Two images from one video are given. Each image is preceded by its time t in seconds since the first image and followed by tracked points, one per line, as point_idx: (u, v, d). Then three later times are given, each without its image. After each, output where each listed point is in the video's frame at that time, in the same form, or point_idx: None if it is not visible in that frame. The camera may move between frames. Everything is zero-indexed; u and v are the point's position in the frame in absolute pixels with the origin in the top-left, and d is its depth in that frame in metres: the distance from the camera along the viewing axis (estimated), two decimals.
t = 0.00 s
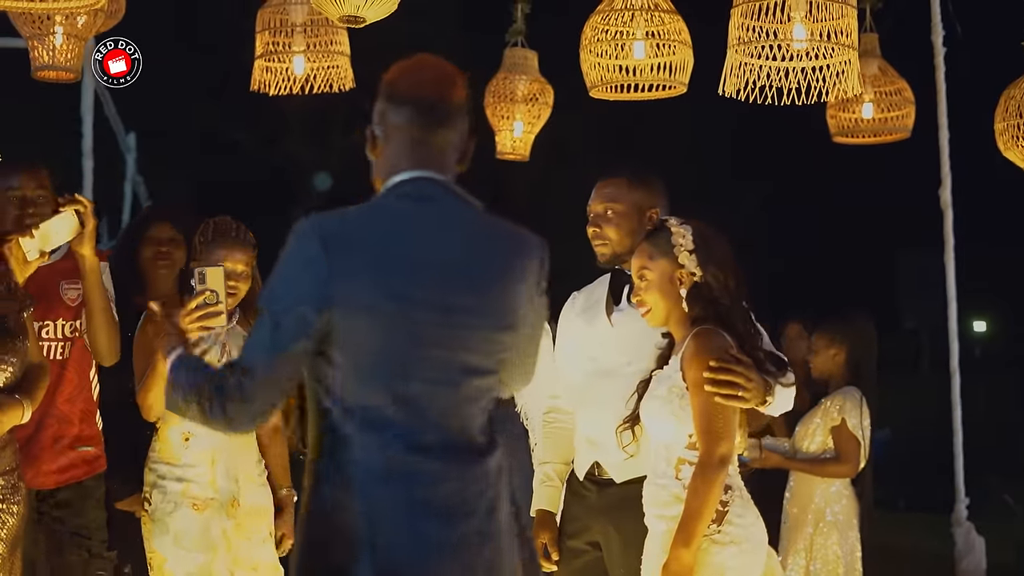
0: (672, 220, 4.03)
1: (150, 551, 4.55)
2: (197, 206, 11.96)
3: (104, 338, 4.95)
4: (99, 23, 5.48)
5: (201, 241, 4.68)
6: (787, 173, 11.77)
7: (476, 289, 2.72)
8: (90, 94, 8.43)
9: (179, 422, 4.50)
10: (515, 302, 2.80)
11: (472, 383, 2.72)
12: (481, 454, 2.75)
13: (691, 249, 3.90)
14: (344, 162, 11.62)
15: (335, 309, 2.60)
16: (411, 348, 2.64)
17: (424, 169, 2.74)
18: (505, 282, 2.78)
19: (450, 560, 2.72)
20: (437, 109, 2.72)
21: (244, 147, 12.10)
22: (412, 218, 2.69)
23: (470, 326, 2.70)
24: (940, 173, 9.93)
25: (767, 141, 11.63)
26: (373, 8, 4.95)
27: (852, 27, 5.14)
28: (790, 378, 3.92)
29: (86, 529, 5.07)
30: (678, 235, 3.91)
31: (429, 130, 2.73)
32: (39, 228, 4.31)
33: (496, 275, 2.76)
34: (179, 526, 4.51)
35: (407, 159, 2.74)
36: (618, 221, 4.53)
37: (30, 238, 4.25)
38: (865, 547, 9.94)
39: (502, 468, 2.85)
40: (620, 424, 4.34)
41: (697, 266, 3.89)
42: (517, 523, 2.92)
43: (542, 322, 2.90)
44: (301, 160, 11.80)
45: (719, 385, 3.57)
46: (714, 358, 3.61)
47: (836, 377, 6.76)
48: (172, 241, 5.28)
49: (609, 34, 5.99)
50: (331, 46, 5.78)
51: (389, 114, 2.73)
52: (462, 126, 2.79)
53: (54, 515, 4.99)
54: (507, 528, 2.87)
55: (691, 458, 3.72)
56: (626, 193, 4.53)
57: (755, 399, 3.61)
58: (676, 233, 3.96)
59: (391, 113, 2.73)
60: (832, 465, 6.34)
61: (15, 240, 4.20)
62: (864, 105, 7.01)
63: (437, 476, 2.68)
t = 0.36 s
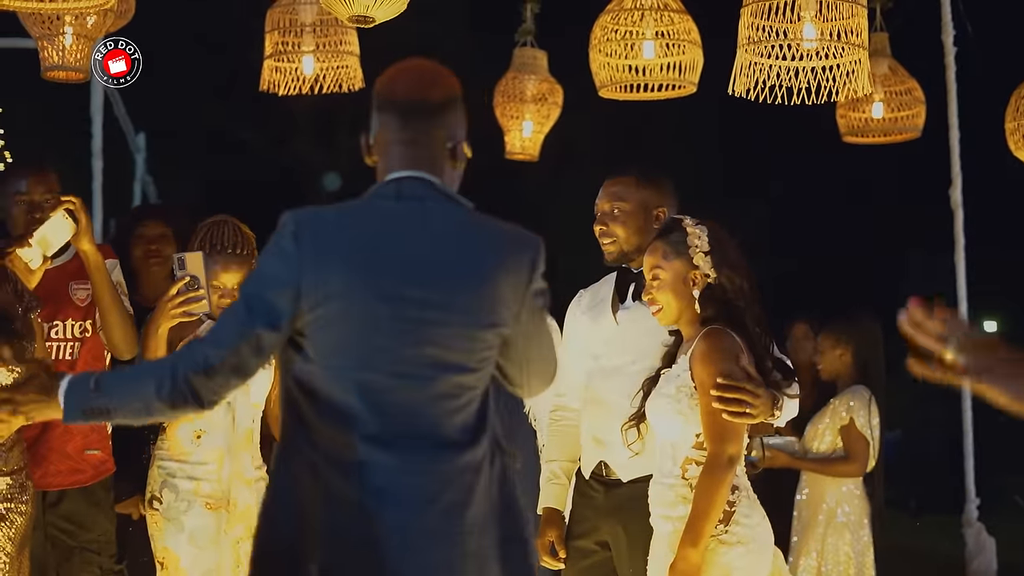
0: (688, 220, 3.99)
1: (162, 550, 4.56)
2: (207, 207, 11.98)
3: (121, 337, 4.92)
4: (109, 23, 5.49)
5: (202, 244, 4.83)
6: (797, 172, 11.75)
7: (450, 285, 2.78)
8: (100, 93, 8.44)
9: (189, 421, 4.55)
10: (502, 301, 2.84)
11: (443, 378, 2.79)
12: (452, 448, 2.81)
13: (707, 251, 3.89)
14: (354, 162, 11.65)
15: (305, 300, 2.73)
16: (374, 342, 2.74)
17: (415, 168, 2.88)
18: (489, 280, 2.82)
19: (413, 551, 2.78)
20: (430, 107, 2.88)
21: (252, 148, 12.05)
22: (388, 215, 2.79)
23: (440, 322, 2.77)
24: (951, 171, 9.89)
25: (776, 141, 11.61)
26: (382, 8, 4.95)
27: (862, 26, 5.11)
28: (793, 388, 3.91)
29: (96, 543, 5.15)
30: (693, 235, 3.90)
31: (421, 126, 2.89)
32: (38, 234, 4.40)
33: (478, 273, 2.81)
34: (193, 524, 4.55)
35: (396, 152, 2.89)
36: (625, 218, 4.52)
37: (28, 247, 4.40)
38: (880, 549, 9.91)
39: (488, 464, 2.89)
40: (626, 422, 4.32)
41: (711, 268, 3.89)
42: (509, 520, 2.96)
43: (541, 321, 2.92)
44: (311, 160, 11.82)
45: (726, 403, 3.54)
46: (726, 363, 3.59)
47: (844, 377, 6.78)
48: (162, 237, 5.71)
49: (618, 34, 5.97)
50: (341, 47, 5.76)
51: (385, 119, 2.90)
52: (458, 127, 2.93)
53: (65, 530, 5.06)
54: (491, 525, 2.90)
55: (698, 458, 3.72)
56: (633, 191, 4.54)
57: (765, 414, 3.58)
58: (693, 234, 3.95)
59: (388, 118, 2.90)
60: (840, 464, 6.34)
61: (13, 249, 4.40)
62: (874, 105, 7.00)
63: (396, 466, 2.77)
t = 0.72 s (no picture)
0: (693, 219, 3.97)
1: (166, 561, 4.59)
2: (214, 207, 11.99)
3: (125, 336, 4.95)
4: (116, 23, 5.48)
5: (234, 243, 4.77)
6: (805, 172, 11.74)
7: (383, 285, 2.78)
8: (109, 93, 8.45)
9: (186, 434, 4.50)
10: (438, 298, 2.82)
11: (378, 378, 2.77)
12: (392, 449, 2.79)
13: (714, 251, 3.88)
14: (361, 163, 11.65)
15: (243, 308, 2.78)
16: (307, 344, 2.75)
17: (352, 166, 2.86)
18: (424, 278, 2.81)
19: (354, 552, 2.78)
20: (359, 104, 2.84)
21: (256, 147, 12.01)
22: (323, 217, 2.79)
23: (373, 323, 2.77)
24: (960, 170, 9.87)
25: (784, 141, 11.60)
26: (389, 8, 4.94)
27: (869, 25, 5.12)
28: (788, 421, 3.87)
29: (101, 543, 5.04)
30: (700, 236, 3.88)
31: (353, 122, 2.85)
32: (41, 242, 4.40)
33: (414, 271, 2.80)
34: (195, 536, 4.56)
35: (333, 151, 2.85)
36: (624, 217, 4.52)
37: (33, 256, 4.40)
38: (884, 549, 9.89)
39: (436, 463, 2.87)
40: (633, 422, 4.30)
41: (718, 268, 3.88)
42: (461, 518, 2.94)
43: (486, 316, 2.88)
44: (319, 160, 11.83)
45: (740, 456, 3.50)
46: (744, 388, 3.57)
47: (851, 377, 6.78)
48: (162, 238, 5.60)
49: (625, 34, 5.97)
50: (347, 47, 5.73)
51: (320, 122, 2.88)
52: (396, 122, 2.88)
53: (70, 530, 4.96)
54: (440, 524, 2.88)
55: (707, 460, 3.72)
56: (628, 188, 4.55)
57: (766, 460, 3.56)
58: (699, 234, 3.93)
59: (320, 118, 2.88)
60: (848, 464, 6.33)
61: (18, 260, 4.39)
62: (882, 104, 6.99)
63: (334, 471, 2.76)
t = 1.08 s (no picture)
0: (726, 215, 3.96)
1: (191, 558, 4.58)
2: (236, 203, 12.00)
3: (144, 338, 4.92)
4: (139, 20, 5.48)
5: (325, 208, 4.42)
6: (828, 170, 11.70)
7: (344, 277, 2.65)
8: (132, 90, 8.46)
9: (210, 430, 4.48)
10: (400, 289, 2.68)
11: (342, 375, 2.65)
12: (361, 448, 2.67)
13: (745, 249, 3.87)
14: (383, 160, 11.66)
15: (203, 311, 2.71)
16: (266, 343, 2.65)
17: (308, 161, 2.76)
18: (387, 269, 2.67)
19: (325, 557, 2.68)
20: (316, 96, 2.75)
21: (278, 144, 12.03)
22: (280, 212, 2.68)
23: (334, 319, 2.64)
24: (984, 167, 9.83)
25: (807, 138, 11.56)
26: (411, 4, 4.93)
27: (894, 22, 5.09)
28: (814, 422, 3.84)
29: (119, 536, 5.00)
30: (731, 230, 3.88)
31: (311, 116, 2.76)
32: (60, 242, 4.42)
33: (376, 260, 2.67)
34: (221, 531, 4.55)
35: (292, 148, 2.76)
36: (654, 214, 4.52)
37: (52, 256, 4.40)
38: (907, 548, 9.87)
39: (415, 458, 2.74)
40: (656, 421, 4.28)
41: (747, 267, 3.87)
42: (445, 513, 2.79)
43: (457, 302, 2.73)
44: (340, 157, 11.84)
45: (765, 455, 3.49)
46: (770, 385, 3.55)
47: (875, 376, 6.75)
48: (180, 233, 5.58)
49: (648, 31, 5.94)
50: (371, 44, 5.79)
51: (272, 122, 2.80)
52: (352, 114, 2.78)
53: (87, 523, 4.93)
54: (420, 522, 2.74)
55: (732, 458, 3.70)
56: (661, 185, 4.55)
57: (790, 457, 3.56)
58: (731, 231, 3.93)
59: (271, 117, 2.80)
60: (872, 462, 6.31)
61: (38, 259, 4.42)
62: (906, 101, 6.96)
63: (298, 473, 2.66)
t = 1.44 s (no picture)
0: (778, 215, 3.91)
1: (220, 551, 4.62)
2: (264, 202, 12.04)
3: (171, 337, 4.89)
4: (170, 18, 5.51)
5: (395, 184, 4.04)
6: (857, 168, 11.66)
7: (366, 274, 2.68)
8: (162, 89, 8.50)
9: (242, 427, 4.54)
10: (423, 285, 2.71)
11: (363, 371, 2.67)
12: (383, 443, 2.68)
13: (789, 252, 3.83)
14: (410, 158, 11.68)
15: (226, 312, 2.73)
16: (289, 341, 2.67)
17: (330, 158, 2.79)
18: (408, 265, 2.70)
19: (349, 555, 2.69)
20: (337, 94, 2.77)
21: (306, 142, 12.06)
22: (303, 212, 2.71)
23: (357, 316, 2.67)
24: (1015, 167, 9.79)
25: (836, 137, 11.52)
26: (440, 3, 4.94)
27: (924, 20, 5.07)
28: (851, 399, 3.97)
29: (143, 534, 4.97)
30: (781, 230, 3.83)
31: (333, 113, 2.79)
32: (88, 241, 4.43)
33: (398, 257, 2.69)
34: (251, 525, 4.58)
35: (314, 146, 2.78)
36: (695, 209, 4.50)
37: (82, 255, 4.43)
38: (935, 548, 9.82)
39: (439, 455, 2.75)
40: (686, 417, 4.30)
41: (789, 270, 3.84)
42: (469, 511, 2.80)
43: (479, 298, 2.75)
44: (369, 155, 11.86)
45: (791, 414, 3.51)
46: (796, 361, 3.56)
47: (903, 375, 6.73)
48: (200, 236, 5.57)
49: (676, 31, 5.91)
50: (399, 43, 5.79)
51: (295, 117, 2.83)
52: (371, 111, 2.80)
53: (112, 519, 4.92)
54: (445, 518, 2.75)
55: (759, 456, 3.69)
56: (706, 182, 4.52)
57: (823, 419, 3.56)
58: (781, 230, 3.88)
59: (294, 113, 2.82)
60: (900, 461, 6.29)
61: (67, 259, 4.43)
62: (936, 99, 6.91)
63: (321, 470, 2.68)
